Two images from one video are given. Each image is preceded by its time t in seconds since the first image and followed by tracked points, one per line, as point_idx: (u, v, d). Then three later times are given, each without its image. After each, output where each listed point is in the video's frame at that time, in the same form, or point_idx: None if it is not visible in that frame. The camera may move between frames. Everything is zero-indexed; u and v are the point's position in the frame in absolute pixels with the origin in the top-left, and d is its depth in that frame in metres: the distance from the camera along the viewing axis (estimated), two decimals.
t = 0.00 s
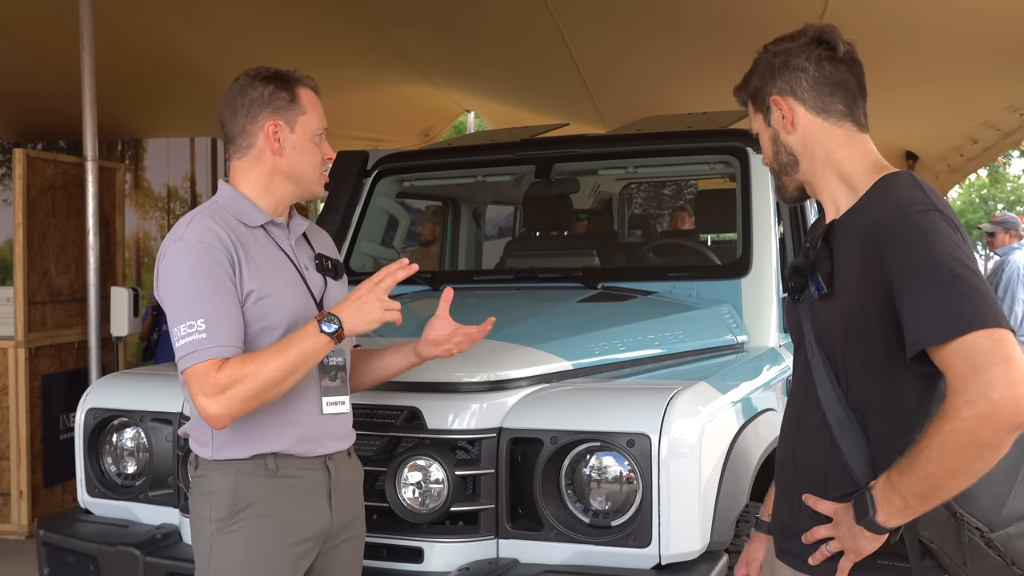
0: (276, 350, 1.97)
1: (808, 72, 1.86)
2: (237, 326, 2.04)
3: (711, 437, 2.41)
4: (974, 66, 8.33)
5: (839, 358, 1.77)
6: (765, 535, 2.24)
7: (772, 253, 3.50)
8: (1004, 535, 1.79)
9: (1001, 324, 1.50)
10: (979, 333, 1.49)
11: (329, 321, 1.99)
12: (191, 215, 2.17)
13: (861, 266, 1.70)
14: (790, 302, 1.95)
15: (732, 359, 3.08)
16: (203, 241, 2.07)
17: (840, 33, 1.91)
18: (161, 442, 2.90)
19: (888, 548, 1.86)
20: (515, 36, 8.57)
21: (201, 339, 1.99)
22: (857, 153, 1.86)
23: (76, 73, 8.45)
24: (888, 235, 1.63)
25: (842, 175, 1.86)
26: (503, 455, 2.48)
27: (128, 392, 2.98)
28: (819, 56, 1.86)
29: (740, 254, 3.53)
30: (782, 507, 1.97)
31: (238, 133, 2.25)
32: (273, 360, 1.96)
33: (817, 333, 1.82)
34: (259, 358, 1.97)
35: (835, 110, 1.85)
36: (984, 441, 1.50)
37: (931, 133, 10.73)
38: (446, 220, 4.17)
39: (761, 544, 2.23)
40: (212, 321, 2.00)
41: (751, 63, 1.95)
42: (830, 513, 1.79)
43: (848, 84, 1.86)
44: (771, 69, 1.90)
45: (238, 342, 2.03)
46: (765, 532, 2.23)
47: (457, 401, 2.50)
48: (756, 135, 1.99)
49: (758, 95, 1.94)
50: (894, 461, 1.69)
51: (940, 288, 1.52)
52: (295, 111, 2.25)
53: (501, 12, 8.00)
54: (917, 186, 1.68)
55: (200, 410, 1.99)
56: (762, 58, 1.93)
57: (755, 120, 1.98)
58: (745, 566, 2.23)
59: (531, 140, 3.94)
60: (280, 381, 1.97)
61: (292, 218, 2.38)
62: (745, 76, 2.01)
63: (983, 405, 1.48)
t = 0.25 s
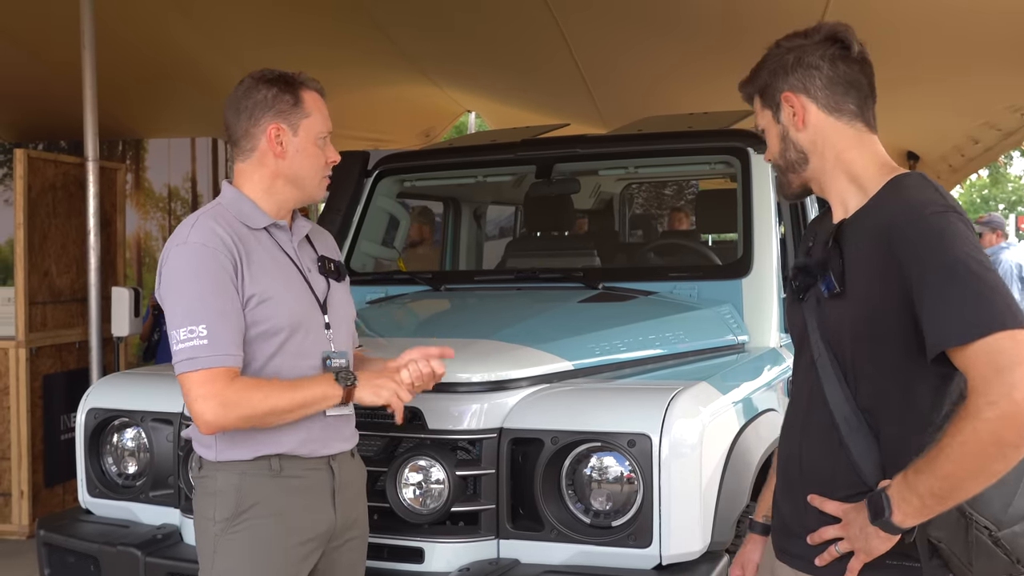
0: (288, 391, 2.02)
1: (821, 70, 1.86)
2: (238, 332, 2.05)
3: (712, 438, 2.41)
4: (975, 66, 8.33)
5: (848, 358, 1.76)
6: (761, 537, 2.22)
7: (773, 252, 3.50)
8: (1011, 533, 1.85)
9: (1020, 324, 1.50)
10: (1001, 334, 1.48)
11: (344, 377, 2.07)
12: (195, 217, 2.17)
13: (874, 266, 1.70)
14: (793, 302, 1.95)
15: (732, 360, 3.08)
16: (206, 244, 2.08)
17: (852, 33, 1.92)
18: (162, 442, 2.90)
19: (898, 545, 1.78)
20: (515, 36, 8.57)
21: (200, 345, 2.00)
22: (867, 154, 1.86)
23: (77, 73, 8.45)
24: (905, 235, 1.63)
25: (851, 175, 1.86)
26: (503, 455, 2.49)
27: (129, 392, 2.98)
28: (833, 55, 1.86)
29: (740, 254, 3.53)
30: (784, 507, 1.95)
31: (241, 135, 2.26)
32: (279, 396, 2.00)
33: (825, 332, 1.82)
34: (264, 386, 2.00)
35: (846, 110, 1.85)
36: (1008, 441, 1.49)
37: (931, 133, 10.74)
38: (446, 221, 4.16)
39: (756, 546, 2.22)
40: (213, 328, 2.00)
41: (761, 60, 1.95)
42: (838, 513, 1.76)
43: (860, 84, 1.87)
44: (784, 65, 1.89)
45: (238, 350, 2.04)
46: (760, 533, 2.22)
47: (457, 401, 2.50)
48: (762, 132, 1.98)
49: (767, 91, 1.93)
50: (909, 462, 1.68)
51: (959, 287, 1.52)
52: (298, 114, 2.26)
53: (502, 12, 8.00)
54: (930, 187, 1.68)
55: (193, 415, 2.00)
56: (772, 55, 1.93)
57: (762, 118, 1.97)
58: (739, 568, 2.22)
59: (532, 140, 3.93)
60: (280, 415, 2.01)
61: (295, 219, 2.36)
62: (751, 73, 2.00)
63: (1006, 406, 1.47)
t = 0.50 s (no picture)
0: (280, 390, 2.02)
1: (831, 68, 1.86)
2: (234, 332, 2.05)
3: (711, 438, 2.41)
4: (975, 66, 8.33)
5: (855, 357, 1.76)
6: (752, 538, 2.20)
7: (773, 251, 3.49)
8: (1010, 534, 1.89)
9: None
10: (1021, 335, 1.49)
11: (337, 376, 2.06)
12: (197, 216, 2.18)
13: (885, 265, 1.70)
14: (794, 301, 1.94)
15: (731, 360, 3.07)
16: (206, 244, 2.08)
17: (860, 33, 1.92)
18: (161, 442, 2.90)
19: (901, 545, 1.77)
20: (515, 36, 8.57)
21: (194, 345, 2.01)
22: (873, 153, 1.86)
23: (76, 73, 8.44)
24: (921, 235, 1.63)
25: (858, 175, 1.86)
26: (503, 455, 2.49)
27: (128, 392, 2.98)
28: (842, 53, 1.87)
29: (740, 254, 3.53)
30: (783, 506, 1.94)
31: (238, 134, 2.26)
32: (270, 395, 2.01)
33: (830, 331, 1.81)
34: (257, 388, 2.00)
35: (855, 109, 1.85)
36: None
37: (931, 133, 10.74)
38: (447, 221, 4.15)
39: (748, 547, 2.21)
40: (207, 327, 2.01)
41: (765, 58, 1.95)
42: (841, 513, 1.75)
43: (868, 83, 1.87)
44: (791, 62, 1.89)
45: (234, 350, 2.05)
46: (752, 534, 2.20)
47: (456, 401, 2.50)
48: (765, 130, 1.97)
49: (773, 88, 1.92)
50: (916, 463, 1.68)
51: (976, 287, 1.53)
52: (293, 110, 2.25)
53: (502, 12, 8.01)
54: (941, 189, 1.69)
55: (186, 413, 2.02)
56: (778, 52, 1.93)
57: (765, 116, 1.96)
58: (730, 569, 2.21)
59: (532, 140, 3.93)
60: (271, 415, 2.01)
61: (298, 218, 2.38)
62: (754, 70, 2.00)
63: None
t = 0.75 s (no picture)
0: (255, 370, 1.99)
1: (832, 68, 1.87)
2: (225, 329, 2.06)
3: (710, 438, 2.41)
4: (974, 66, 8.32)
5: (855, 357, 1.76)
6: (746, 538, 2.21)
7: (772, 250, 3.49)
8: (1007, 532, 1.82)
9: None
10: None
11: (317, 349, 2.01)
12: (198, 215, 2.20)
13: (887, 265, 1.70)
14: (793, 301, 1.94)
15: (729, 360, 3.07)
16: (201, 242, 2.09)
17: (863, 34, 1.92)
18: (160, 443, 2.90)
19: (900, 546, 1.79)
20: (514, 36, 8.57)
21: (182, 341, 2.03)
22: (873, 153, 1.86)
23: (76, 73, 8.44)
24: (924, 235, 1.63)
25: (858, 175, 1.86)
26: (501, 455, 2.49)
27: (127, 392, 2.98)
28: (842, 54, 1.88)
29: (739, 254, 3.53)
30: (780, 506, 1.93)
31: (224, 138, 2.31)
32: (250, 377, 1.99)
33: (830, 331, 1.81)
34: (240, 375, 1.99)
35: (855, 109, 1.86)
36: None
37: (931, 133, 10.75)
38: (446, 220, 4.15)
39: (742, 547, 2.21)
40: (195, 324, 2.03)
41: (766, 58, 1.96)
42: (840, 512, 1.75)
43: (868, 83, 1.88)
44: (792, 63, 1.90)
45: (224, 347, 2.05)
46: (745, 534, 2.20)
47: (454, 402, 2.50)
48: (767, 130, 1.98)
49: (773, 88, 1.93)
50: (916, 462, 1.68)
51: (979, 288, 1.53)
52: (261, 110, 2.23)
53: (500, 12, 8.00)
54: (942, 190, 1.70)
55: (174, 408, 2.03)
56: (778, 53, 1.94)
57: (765, 117, 1.97)
58: (723, 569, 2.21)
59: (531, 139, 3.92)
60: (252, 400, 1.99)
61: (302, 218, 2.37)
62: (755, 70, 2.01)
63: None
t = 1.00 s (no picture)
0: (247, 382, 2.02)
1: (832, 69, 1.87)
2: (217, 331, 2.07)
3: (709, 438, 2.41)
4: (974, 66, 8.32)
5: (854, 357, 1.76)
6: (745, 539, 2.21)
7: (771, 250, 3.49)
8: (1006, 532, 1.81)
9: None
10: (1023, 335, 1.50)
11: (310, 367, 2.05)
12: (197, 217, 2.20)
13: (886, 265, 1.70)
14: (792, 303, 1.94)
15: (729, 360, 3.07)
16: (197, 244, 2.10)
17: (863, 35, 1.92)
18: (159, 443, 2.90)
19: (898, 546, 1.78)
20: (513, 37, 8.57)
21: (174, 342, 2.04)
22: (870, 155, 1.86)
23: (76, 73, 8.44)
24: (922, 235, 1.63)
25: (855, 176, 1.86)
26: (500, 455, 2.49)
27: (126, 392, 2.98)
28: (842, 55, 1.87)
29: (738, 254, 3.53)
30: (779, 507, 1.93)
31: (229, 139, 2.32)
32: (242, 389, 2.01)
33: (829, 332, 1.81)
34: (230, 383, 2.01)
35: (854, 110, 1.86)
36: None
37: (930, 134, 10.76)
38: (446, 221, 4.16)
39: (741, 548, 2.21)
40: (186, 326, 2.04)
41: (766, 57, 1.96)
42: (839, 512, 1.75)
43: (867, 84, 1.88)
44: (792, 62, 1.90)
45: (215, 349, 2.06)
46: (745, 535, 2.20)
47: (453, 402, 2.50)
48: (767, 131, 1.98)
49: (772, 87, 1.93)
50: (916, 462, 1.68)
51: (978, 288, 1.53)
52: (263, 117, 2.23)
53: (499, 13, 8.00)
54: (941, 191, 1.70)
55: (164, 409, 2.05)
56: (778, 52, 1.93)
57: (763, 116, 1.97)
58: (722, 570, 2.21)
59: (530, 139, 3.92)
60: (243, 409, 2.02)
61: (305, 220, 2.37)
62: (754, 68, 2.01)
63: None
